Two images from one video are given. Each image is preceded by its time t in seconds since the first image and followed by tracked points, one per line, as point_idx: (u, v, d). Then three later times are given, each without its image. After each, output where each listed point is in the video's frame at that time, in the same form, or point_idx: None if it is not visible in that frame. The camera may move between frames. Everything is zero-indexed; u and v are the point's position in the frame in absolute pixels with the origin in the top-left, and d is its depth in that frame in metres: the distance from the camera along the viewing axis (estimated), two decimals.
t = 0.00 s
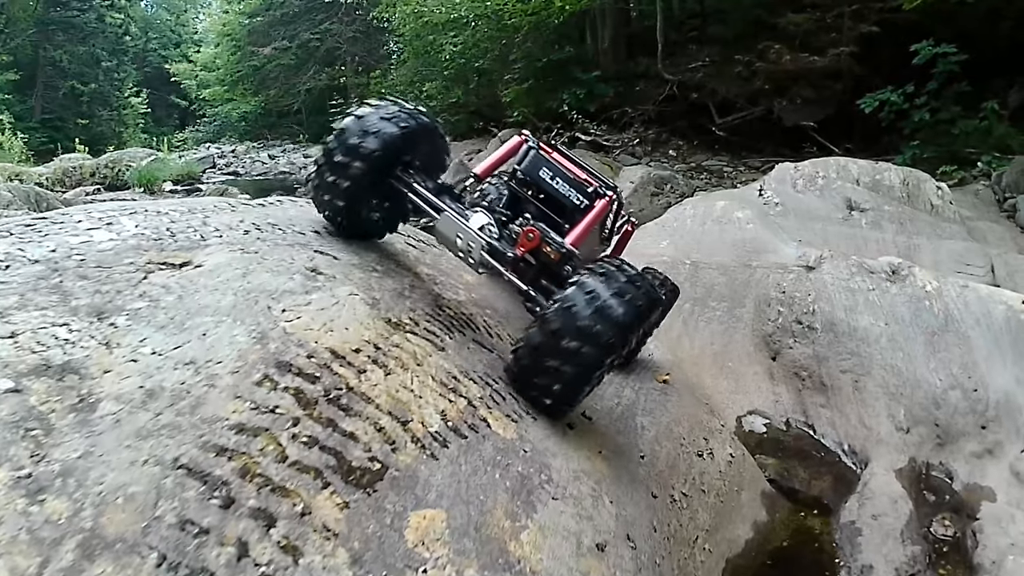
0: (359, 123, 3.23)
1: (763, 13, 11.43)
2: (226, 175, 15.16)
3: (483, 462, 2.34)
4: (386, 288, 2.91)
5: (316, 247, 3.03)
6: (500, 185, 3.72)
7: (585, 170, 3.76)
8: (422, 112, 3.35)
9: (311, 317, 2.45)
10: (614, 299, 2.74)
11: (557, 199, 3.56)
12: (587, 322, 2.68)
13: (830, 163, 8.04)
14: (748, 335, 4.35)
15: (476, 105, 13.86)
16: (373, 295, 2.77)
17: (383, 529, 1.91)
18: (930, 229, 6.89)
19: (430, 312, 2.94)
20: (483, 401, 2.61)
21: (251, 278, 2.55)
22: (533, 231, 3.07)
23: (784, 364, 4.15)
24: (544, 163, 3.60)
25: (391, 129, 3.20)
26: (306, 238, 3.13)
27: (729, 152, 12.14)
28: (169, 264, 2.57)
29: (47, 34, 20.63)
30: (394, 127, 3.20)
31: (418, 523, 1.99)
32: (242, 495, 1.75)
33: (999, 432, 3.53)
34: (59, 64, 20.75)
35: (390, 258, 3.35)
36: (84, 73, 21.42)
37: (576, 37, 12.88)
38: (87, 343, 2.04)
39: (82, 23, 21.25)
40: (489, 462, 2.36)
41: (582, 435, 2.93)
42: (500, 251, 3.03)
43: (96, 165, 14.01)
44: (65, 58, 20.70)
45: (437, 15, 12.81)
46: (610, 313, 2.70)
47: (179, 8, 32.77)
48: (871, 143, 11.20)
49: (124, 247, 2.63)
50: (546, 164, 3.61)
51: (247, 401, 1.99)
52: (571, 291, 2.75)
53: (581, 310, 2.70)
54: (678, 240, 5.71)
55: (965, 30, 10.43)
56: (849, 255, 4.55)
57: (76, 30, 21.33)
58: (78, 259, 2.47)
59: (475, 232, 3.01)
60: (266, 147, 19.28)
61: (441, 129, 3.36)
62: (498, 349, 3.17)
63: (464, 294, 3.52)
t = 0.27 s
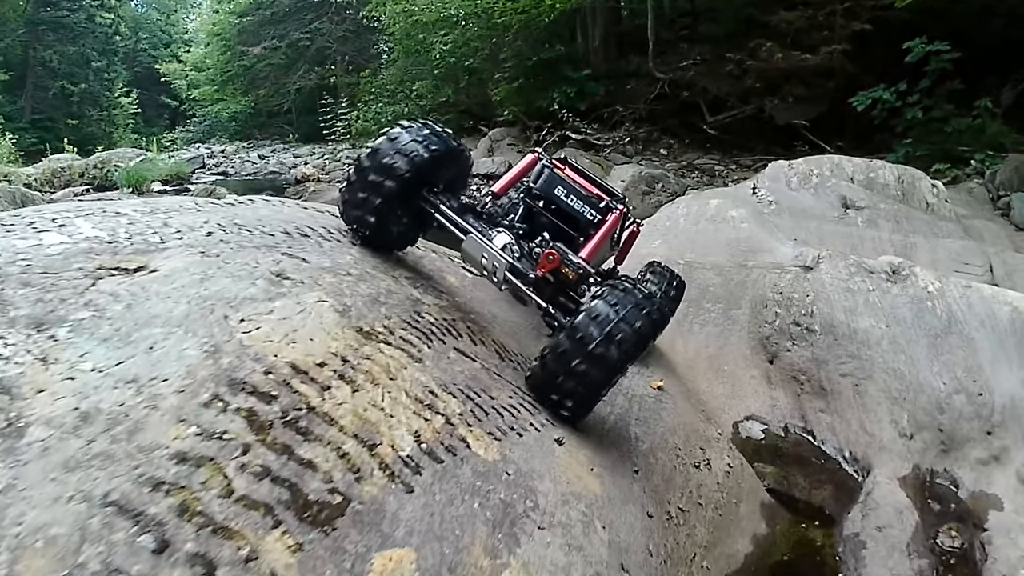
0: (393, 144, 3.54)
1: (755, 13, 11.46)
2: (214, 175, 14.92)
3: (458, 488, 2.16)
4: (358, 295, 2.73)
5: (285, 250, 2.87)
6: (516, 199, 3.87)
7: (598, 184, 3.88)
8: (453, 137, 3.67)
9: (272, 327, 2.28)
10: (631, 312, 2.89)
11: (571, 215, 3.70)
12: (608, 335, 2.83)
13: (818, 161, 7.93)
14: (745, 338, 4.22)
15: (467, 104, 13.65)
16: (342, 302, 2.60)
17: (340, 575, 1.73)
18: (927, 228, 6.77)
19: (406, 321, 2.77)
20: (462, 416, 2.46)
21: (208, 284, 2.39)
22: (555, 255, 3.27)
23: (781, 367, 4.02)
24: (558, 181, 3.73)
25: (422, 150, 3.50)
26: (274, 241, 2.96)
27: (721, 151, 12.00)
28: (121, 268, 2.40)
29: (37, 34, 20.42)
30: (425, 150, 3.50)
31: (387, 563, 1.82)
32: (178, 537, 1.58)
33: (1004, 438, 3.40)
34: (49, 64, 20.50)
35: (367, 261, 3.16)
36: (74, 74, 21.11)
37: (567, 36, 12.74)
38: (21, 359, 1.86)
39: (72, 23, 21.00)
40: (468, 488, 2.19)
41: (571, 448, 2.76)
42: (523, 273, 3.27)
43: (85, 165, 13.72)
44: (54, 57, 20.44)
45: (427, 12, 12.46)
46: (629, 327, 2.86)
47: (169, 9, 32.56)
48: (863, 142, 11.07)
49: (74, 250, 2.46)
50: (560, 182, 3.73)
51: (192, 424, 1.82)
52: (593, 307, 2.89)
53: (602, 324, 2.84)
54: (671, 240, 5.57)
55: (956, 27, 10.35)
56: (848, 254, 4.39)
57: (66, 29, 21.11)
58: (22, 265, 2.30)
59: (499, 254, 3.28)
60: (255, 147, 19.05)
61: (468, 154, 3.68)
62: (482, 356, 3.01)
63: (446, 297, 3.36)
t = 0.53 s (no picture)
0: (403, 156, 3.64)
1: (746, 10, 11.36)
2: (202, 175, 14.68)
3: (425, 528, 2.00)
4: (321, 303, 2.54)
5: (244, 252, 2.70)
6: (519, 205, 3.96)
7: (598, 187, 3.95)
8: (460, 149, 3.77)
9: (219, 339, 2.09)
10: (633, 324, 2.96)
11: (571, 223, 3.78)
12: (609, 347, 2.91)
13: (808, 159, 7.79)
14: (739, 341, 4.08)
15: (456, 103, 13.61)
16: (303, 310, 2.42)
17: None
18: (922, 226, 6.64)
19: (375, 330, 2.59)
20: (433, 439, 2.30)
21: (153, 291, 2.21)
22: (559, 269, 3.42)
23: (776, 371, 3.87)
24: (559, 190, 3.79)
25: (433, 164, 3.61)
26: (233, 243, 2.77)
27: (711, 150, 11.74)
28: (61, 275, 2.23)
29: (26, 34, 19.93)
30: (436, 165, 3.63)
31: None
32: None
33: (1010, 444, 3.25)
34: (37, 64, 20.00)
35: (336, 265, 2.98)
36: (63, 74, 20.54)
37: (557, 34, 12.54)
38: None
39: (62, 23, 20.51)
40: (435, 526, 2.03)
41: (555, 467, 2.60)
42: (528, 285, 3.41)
43: (72, 166, 13.45)
44: (43, 57, 19.93)
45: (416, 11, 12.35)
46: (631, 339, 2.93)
47: (158, 9, 32.24)
48: (854, 140, 10.97)
49: (12, 254, 2.28)
50: (561, 190, 3.80)
51: (115, 455, 1.63)
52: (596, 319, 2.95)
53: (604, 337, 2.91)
54: (661, 239, 5.43)
55: (948, 25, 10.23)
56: (846, 254, 4.24)
57: (54, 29, 20.62)
58: None
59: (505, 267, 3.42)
60: (244, 147, 18.78)
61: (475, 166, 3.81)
62: (460, 366, 2.84)
63: (423, 301, 3.18)
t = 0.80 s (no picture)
0: (406, 174, 3.65)
1: (736, 8, 11.23)
2: (190, 177, 14.44)
3: None
4: (280, 319, 2.36)
5: (200, 263, 2.55)
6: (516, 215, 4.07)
7: (590, 192, 4.09)
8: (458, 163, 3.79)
9: (157, 364, 1.90)
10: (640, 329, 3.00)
11: (568, 230, 3.90)
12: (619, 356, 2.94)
13: (800, 159, 7.67)
14: (733, 347, 3.94)
15: (444, 102, 13.47)
16: (258, 328, 2.25)
17: None
18: (918, 226, 6.54)
19: (340, 349, 2.42)
20: (399, 472, 2.13)
21: (90, 309, 2.05)
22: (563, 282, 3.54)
23: (772, 377, 3.74)
24: (556, 200, 3.92)
25: (436, 181, 3.63)
26: (186, 252, 2.64)
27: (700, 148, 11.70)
28: None
29: (15, 34, 17.99)
30: (439, 182, 3.64)
31: None
32: None
33: (1017, 454, 3.13)
34: (25, 64, 18.14)
35: (302, 274, 2.81)
36: (52, 74, 18.82)
37: (545, 32, 12.39)
38: None
39: (52, 23, 18.55)
40: None
41: (537, 495, 2.44)
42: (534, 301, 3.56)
43: (60, 167, 13.17)
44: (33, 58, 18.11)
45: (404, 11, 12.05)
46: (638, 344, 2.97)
47: (146, 8, 31.77)
48: (844, 137, 10.89)
49: None
50: (558, 200, 3.92)
51: (29, 505, 1.40)
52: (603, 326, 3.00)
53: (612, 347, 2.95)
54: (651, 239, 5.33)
55: (940, 23, 10.07)
56: (844, 255, 4.08)
57: (44, 30, 18.62)
58: None
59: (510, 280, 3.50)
60: (232, 147, 18.53)
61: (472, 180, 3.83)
62: (435, 384, 2.67)
63: (399, 312, 3.02)
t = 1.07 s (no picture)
0: (390, 183, 3.53)
1: (722, 5, 11.05)
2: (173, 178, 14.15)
3: None
4: (220, 350, 2.13)
5: (134, 283, 2.37)
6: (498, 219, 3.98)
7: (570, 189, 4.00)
8: (441, 171, 3.65)
9: (65, 411, 1.65)
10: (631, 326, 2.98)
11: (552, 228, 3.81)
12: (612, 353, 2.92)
13: (787, 159, 7.56)
14: (725, 357, 3.78)
15: (428, 102, 13.30)
16: (192, 360, 2.01)
17: None
18: (911, 225, 6.44)
19: (290, 380, 2.20)
20: (349, 532, 1.89)
21: None
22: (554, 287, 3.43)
23: (765, 389, 3.57)
24: (536, 199, 3.83)
25: (414, 195, 3.48)
26: (120, 269, 2.44)
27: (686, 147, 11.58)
28: None
29: None
30: (425, 188, 3.52)
31: None
32: None
33: None
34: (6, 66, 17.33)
35: (253, 291, 2.61)
36: (35, 74, 18.12)
37: (529, 31, 12.12)
38: None
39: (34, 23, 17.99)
40: None
41: (516, 541, 2.24)
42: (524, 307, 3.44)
43: (42, 168, 12.81)
44: (15, 58, 17.35)
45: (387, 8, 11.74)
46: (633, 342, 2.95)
47: (130, 7, 31.26)
48: (831, 136, 10.70)
49: None
50: (538, 199, 3.83)
51: None
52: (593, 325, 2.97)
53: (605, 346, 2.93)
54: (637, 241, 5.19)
55: (928, 20, 9.96)
56: (840, 259, 3.92)
57: (26, 30, 18.04)
58: None
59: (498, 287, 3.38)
60: (215, 147, 18.22)
61: (458, 188, 3.71)
62: (401, 413, 2.44)
63: (363, 329, 2.81)
